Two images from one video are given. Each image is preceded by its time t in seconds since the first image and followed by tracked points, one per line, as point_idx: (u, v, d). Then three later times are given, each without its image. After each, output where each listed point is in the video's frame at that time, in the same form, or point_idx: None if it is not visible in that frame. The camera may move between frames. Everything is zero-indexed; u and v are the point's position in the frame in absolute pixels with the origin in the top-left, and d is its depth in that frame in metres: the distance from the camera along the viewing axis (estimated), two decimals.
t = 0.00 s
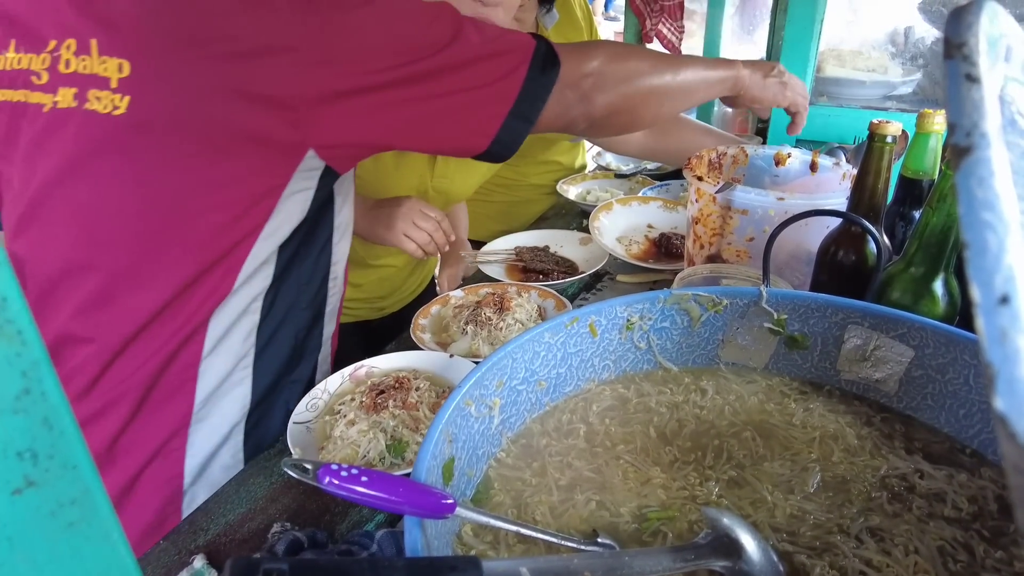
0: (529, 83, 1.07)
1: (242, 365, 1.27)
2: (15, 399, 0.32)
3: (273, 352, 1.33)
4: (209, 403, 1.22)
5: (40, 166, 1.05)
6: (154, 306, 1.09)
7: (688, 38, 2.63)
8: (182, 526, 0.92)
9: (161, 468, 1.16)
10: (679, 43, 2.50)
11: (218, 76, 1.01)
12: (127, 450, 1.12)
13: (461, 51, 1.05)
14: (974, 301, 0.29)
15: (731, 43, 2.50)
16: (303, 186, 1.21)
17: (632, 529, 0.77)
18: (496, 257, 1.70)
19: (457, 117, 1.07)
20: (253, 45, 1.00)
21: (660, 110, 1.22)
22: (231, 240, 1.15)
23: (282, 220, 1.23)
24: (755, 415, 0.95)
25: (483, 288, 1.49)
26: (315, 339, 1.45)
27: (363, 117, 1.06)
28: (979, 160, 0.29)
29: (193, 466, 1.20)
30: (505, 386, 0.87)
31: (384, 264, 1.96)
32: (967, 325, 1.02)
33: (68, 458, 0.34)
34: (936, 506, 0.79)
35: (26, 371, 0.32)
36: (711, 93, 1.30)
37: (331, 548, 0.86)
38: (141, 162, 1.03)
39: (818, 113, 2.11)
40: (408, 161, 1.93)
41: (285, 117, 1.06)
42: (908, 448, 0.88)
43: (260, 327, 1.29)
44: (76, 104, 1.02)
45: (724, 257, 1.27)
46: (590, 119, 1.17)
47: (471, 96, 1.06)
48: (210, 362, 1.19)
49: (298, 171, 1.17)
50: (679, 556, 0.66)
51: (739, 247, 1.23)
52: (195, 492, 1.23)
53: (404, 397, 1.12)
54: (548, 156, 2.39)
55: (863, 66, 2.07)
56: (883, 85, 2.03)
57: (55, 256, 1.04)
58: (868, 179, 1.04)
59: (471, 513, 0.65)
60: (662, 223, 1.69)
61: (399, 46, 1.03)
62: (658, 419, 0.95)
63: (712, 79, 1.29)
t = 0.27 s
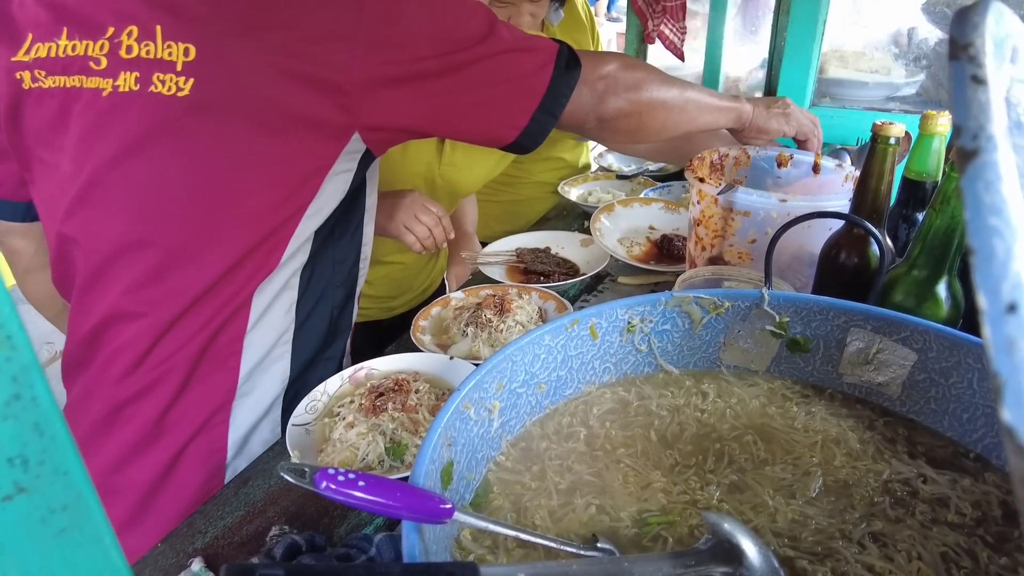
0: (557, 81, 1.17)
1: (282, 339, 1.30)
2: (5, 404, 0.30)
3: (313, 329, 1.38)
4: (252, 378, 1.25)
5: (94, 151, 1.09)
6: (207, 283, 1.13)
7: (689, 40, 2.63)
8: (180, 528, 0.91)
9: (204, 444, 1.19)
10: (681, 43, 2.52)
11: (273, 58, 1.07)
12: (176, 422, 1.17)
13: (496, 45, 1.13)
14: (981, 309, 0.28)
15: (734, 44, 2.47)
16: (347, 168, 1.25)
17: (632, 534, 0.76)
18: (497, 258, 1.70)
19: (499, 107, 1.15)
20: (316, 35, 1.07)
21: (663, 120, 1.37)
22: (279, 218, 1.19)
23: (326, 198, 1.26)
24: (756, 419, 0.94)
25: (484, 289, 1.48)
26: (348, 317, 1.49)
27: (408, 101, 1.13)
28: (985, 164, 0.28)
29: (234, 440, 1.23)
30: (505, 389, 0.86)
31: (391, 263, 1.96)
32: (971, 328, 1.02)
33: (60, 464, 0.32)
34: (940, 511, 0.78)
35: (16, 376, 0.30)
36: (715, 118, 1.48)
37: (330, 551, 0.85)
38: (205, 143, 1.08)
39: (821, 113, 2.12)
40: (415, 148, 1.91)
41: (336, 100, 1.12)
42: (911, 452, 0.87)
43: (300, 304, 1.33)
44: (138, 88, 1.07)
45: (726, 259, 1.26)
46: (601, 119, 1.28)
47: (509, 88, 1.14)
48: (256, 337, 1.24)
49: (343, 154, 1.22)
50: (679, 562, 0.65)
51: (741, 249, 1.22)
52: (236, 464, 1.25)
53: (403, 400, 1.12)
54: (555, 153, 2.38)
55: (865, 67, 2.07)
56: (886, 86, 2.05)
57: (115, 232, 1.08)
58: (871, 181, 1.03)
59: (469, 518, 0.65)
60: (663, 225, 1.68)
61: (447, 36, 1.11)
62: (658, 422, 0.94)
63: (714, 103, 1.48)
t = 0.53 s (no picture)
0: (556, 71, 1.14)
1: (294, 328, 1.31)
2: None
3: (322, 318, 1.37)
4: (265, 368, 1.27)
5: (97, 146, 1.09)
6: (214, 273, 1.13)
7: (690, 41, 2.63)
8: (177, 532, 0.91)
9: (218, 433, 1.21)
10: (682, 44, 2.51)
11: (270, 45, 1.05)
12: (191, 412, 1.19)
13: (492, 29, 1.10)
14: (980, 319, 0.28)
15: (735, 43, 2.46)
16: (347, 153, 1.23)
17: (630, 539, 0.76)
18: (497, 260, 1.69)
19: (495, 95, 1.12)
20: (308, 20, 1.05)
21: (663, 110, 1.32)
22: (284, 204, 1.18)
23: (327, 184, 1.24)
24: (755, 422, 0.94)
25: (483, 291, 1.48)
26: (359, 306, 1.49)
27: (399, 92, 1.10)
28: (984, 171, 0.28)
29: (250, 428, 1.25)
30: (503, 392, 0.85)
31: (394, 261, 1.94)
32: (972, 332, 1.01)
33: (49, 472, 0.32)
34: (940, 516, 0.77)
35: (4, 383, 0.30)
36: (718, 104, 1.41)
37: (326, 555, 0.85)
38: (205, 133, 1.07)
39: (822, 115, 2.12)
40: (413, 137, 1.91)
41: (332, 85, 1.10)
42: (912, 456, 0.86)
43: (308, 293, 1.32)
44: (134, 81, 1.07)
45: (726, 261, 1.25)
46: (598, 107, 1.23)
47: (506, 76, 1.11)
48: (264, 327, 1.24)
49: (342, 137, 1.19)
50: (677, 568, 0.64)
51: (741, 251, 1.22)
52: (253, 451, 1.28)
53: (402, 403, 1.11)
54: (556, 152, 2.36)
55: (866, 68, 2.07)
56: (888, 88, 2.05)
57: (122, 225, 1.08)
58: (872, 183, 1.02)
59: (466, 523, 0.64)
60: (664, 226, 1.68)
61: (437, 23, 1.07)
62: (658, 426, 0.93)
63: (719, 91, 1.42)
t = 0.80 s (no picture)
0: (547, 52, 1.13)
1: (293, 321, 1.28)
2: None
3: (325, 312, 1.35)
4: (266, 360, 1.24)
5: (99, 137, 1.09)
6: (209, 262, 1.12)
7: (692, 41, 2.63)
8: (177, 534, 0.91)
9: (219, 427, 1.20)
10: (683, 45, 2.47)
11: (267, 33, 1.05)
12: (191, 405, 1.19)
13: (483, 13, 1.08)
14: (983, 329, 0.28)
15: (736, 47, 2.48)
16: (344, 142, 1.21)
17: (631, 542, 0.76)
18: (498, 262, 1.69)
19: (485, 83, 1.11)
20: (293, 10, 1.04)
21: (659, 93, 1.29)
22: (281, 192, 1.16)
23: (324, 174, 1.22)
24: (757, 425, 0.94)
25: (484, 293, 1.48)
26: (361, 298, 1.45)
27: (392, 78, 1.09)
28: (988, 177, 0.28)
29: (252, 423, 1.24)
30: (503, 395, 0.85)
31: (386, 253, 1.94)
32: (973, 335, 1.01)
33: (47, 477, 0.32)
34: (943, 520, 0.77)
35: None
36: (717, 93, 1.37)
37: (326, 558, 0.85)
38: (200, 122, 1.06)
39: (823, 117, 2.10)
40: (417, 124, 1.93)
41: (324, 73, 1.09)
42: (913, 460, 0.86)
43: (308, 287, 1.30)
44: (132, 72, 1.07)
45: (727, 263, 1.25)
46: (595, 91, 1.21)
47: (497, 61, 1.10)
48: (264, 320, 1.22)
49: (337, 126, 1.17)
50: (677, 572, 0.64)
51: (742, 254, 1.22)
52: (255, 448, 1.26)
53: (402, 405, 1.11)
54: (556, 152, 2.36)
55: (868, 69, 2.06)
56: (889, 90, 2.01)
57: (121, 216, 1.09)
58: (873, 186, 1.02)
59: (466, 527, 0.64)
60: (664, 228, 1.68)
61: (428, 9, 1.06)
62: (658, 429, 0.93)
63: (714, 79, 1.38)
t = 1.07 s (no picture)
0: (540, 66, 1.07)
1: (273, 339, 1.27)
2: None
3: (308, 329, 1.34)
4: (244, 379, 1.24)
5: (80, 147, 1.11)
6: (181, 279, 1.12)
7: (693, 44, 2.63)
8: (178, 537, 0.91)
9: (195, 442, 1.22)
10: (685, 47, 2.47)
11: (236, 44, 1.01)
12: (165, 421, 1.20)
13: (471, 29, 1.04)
14: (989, 333, 0.28)
15: (737, 48, 2.49)
16: (323, 158, 1.18)
17: (633, 545, 0.76)
18: (499, 263, 1.69)
19: (473, 93, 1.05)
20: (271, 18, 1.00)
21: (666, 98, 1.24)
22: (256, 208, 1.14)
23: (303, 191, 1.19)
24: (759, 428, 0.94)
25: (485, 295, 1.48)
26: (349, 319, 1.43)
27: (374, 93, 1.04)
28: (994, 181, 0.28)
29: (228, 440, 1.24)
30: (505, 397, 0.85)
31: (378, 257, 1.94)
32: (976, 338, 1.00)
33: (50, 481, 0.34)
34: (945, 523, 0.77)
35: (4, 393, 0.32)
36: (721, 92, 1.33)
37: (328, 561, 0.85)
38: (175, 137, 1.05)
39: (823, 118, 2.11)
40: (419, 134, 1.94)
41: (302, 87, 1.05)
42: (916, 462, 0.86)
43: (290, 304, 1.28)
44: (109, 83, 1.07)
45: (729, 265, 1.25)
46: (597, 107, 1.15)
47: (485, 73, 1.05)
48: (240, 338, 1.20)
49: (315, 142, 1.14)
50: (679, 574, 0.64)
51: (744, 255, 1.22)
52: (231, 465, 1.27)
53: (403, 407, 1.11)
54: (558, 156, 2.36)
55: (870, 71, 2.06)
56: (890, 91, 2.02)
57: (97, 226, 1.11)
58: (875, 187, 1.02)
59: (468, 529, 0.64)
60: (666, 229, 1.68)
61: (413, 23, 1.02)
62: (660, 431, 0.93)
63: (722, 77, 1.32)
